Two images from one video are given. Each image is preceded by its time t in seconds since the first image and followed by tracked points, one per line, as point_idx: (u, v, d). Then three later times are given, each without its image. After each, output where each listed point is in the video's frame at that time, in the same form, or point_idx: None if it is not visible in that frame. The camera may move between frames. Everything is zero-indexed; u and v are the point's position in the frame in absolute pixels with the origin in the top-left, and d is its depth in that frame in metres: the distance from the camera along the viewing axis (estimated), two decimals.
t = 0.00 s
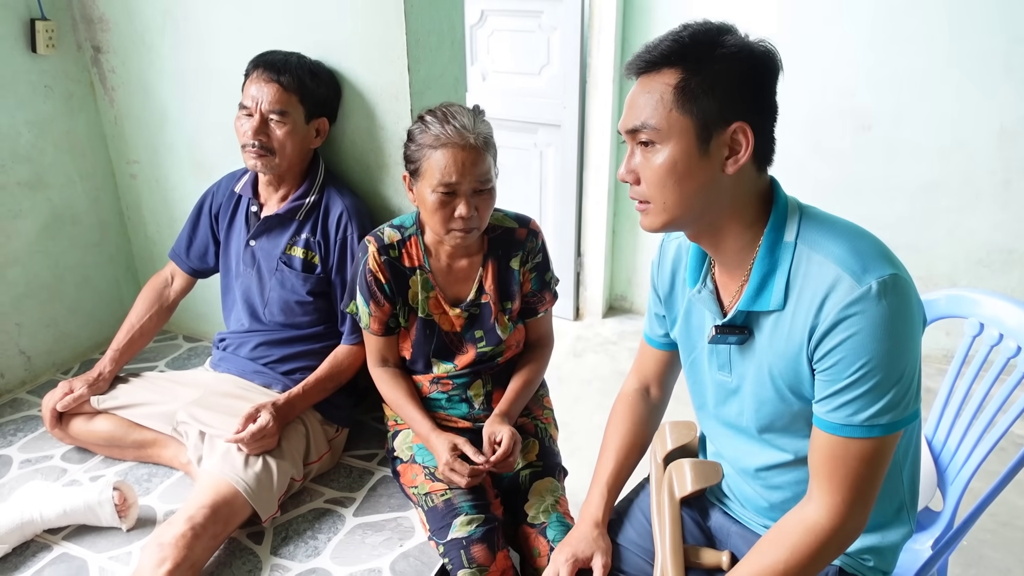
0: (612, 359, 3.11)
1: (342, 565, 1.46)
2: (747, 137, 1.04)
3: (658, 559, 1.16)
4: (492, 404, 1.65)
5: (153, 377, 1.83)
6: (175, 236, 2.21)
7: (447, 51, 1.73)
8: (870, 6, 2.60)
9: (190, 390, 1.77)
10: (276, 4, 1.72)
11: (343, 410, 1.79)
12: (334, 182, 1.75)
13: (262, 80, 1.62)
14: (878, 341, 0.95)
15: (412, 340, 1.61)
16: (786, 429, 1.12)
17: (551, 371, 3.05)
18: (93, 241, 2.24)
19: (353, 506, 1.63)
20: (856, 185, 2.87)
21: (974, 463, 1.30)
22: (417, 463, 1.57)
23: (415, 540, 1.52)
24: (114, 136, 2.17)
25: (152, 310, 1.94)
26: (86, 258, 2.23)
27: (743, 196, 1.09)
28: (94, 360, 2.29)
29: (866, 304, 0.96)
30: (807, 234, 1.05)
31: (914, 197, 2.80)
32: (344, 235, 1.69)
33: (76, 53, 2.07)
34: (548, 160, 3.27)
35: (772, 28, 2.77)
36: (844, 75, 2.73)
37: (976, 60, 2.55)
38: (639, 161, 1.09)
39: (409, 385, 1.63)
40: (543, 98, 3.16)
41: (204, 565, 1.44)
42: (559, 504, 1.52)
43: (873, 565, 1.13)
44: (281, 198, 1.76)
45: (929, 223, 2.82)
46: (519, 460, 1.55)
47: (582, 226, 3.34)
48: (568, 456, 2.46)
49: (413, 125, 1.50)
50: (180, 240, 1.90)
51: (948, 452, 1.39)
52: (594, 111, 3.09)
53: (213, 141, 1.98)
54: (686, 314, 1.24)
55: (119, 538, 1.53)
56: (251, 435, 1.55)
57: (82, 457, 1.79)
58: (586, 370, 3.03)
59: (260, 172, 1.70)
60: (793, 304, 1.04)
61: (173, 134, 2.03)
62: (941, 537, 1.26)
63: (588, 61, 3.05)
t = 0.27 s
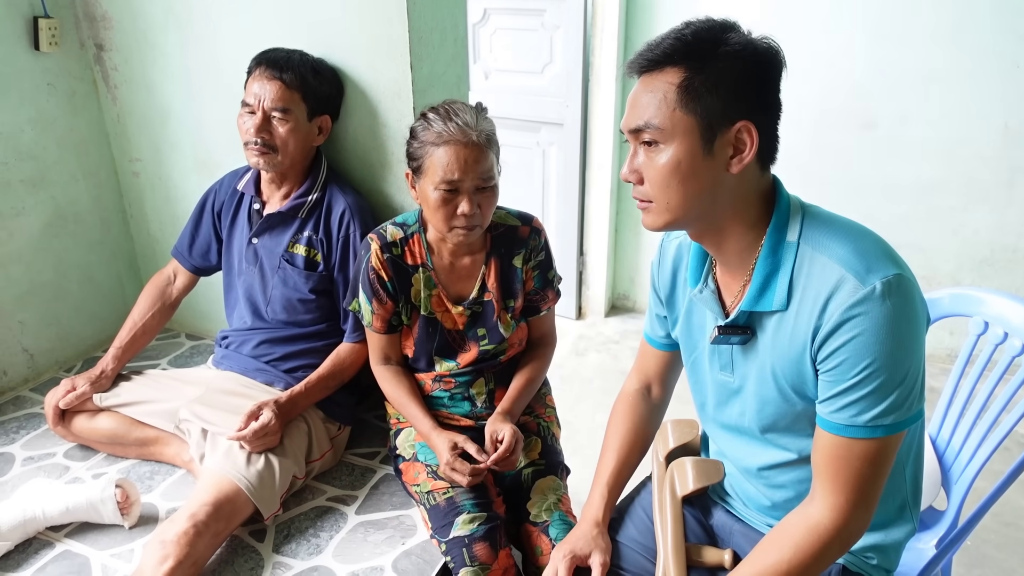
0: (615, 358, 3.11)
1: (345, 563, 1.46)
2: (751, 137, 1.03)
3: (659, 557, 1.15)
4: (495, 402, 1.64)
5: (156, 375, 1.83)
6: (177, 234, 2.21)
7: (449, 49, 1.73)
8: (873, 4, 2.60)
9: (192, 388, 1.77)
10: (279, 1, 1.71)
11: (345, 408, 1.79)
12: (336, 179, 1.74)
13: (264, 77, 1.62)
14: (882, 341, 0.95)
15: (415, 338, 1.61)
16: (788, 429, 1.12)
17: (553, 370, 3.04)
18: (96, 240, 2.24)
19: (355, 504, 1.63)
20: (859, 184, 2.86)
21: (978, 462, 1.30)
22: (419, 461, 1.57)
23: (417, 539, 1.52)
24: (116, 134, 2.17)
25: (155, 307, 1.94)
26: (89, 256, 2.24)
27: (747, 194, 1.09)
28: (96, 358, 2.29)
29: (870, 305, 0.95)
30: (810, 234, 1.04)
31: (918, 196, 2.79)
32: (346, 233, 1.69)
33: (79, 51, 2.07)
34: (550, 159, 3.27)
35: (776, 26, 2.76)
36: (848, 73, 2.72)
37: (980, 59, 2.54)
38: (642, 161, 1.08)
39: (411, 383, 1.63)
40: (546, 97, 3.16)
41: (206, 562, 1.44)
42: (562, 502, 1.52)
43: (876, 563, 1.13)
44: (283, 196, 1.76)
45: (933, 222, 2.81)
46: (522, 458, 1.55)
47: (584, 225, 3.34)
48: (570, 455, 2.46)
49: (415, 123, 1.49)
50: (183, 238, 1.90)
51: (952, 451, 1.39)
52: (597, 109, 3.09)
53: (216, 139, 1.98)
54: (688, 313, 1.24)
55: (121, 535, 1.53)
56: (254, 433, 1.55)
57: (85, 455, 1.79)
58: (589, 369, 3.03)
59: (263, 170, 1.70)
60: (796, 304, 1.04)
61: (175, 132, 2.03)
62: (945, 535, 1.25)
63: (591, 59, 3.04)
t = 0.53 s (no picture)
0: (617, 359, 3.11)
1: (348, 563, 1.46)
2: (749, 136, 1.03)
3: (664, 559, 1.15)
4: (498, 403, 1.65)
5: (159, 375, 1.84)
6: (181, 235, 2.21)
7: (452, 51, 1.73)
8: (876, 6, 2.60)
9: (196, 388, 1.78)
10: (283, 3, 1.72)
11: (348, 409, 1.79)
12: (339, 180, 1.75)
13: (268, 79, 1.63)
14: (884, 344, 0.95)
15: (417, 339, 1.61)
16: (791, 431, 1.12)
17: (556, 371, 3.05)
18: (100, 240, 2.24)
19: (358, 504, 1.63)
20: (862, 185, 2.86)
21: (981, 464, 1.30)
22: (422, 462, 1.57)
23: (420, 539, 1.52)
24: (120, 135, 2.18)
25: (158, 308, 1.94)
26: (93, 257, 2.24)
27: (749, 194, 1.09)
28: (100, 359, 2.30)
29: (870, 307, 0.96)
30: (812, 236, 1.05)
31: (921, 198, 2.79)
32: (350, 234, 1.69)
33: (83, 52, 2.08)
34: (553, 160, 3.27)
35: (779, 28, 2.76)
36: (851, 75, 2.72)
37: (983, 60, 2.54)
38: (642, 163, 1.09)
39: (414, 384, 1.63)
40: (549, 98, 3.16)
41: (210, 562, 1.44)
42: (564, 503, 1.52)
43: (879, 566, 1.13)
44: (286, 197, 1.76)
45: (936, 224, 2.81)
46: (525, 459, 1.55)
47: (587, 227, 3.34)
48: (572, 456, 2.46)
49: (417, 124, 1.50)
50: (186, 239, 1.91)
51: (955, 452, 1.39)
52: (599, 111, 3.09)
53: (219, 140, 1.98)
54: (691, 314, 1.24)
55: (124, 535, 1.53)
56: (257, 434, 1.55)
57: (88, 455, 1.79)
58: (591, 370, 3.02)
59: (267, 171, 1.70)
60: (798, 306, 1.04)
61: (179, 133, 2.04)
62: (947, 537, 1.26)
63: (594, 61, 3.04)
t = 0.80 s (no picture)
0: (618, 358, 3.11)
1: (349, 562, 1.46)
2: (769, 129, 1.03)
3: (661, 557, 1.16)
4: (498, 402, 1.65)
5: (161, 374, 1.84)
6: (182, 234, 2.22)
7: (454, 50, 1.73)
8: (877, 6, 2.60)
9: (197, 387, 1.78)
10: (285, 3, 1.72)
11: (349, 408, 1.80)
12: (341, 180, 1.75)
13: (270, 78, 1.63)
14: (891, 344, 0.95)
15: (418, 338, 1.62)
16: (789, 429, 1.12)
17: (557, 370, 3.05)
18: (102, 239, 2.25)
19: (359, 503, 1.64)
20: (863, 185, 2.85)
21: (981, 464, 1.30)
22: (423, 461, 1.58)
23: (420, 538, 1.52)
24: (123, 135, 2.18)
25: (160, 307, 1.95)
26: (95, 256, 2.25)
27: (762, 188, 1.09)
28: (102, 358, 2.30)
29: (879, 307, 0.96)
30: (822, 234, 1.05)
31: (922, 198, 2.79)
32: (351, 233, 1.69)
33: (85, 52, 2.08)
34: (554, 160, 3.27)
35: (780, 28, 2.76)
36: (853, 74, 2.72)
37: (985, 60, 2.54)
38: (659, 147, 1.09)
39: (415, 383, 1.63)
40: (550, 97, 3.16)
41: (211, 561, 1.45)
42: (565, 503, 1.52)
43: (875, 567, 1.13)
44: (289, 196, 1.76)
45: (937, 224, 2.81)
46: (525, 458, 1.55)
47: (588, 226, 3.34)
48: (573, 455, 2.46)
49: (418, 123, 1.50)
50: (188, 238, 1.91)
51: (955, 452, 1.39)
52: (601, 110, 3.09)
53: (221, 139, 1.99)
54: (695, 307, 1.24)
55: (126, 533, 1.54)
56: (258, 432, 1.55)
57: (90, 453, 1.80)
58: (592, 370, 3.03)
59: (269, 170, 1.71)
60: (805, 303, 1.04)
61: (181, 132, 2.04)
62: (947, 537, 1.26)
63: (595, 60, 3.04)
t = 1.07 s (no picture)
0: (619, 358, 3.11)
1: (350, 561, 1.47)
2: (765, 130, 1.03)
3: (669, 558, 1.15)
4: (500, 402, 1.65)
5: (163, 373, 1.84)
6: (184, 233, 2.22)
7: (455, 50, 1.74)
8: (879, 5, 2.59)
9: (199, 386, 1.79)
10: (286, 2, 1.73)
11: (350, 407, 1.80)
12: (342, 179, 1.75)
13: (272, 78, 1.63)
14: (893, 339, 0.95)
15: (420, 337, 1.62)
16: (791, 428, 1.12)
17: (558, 370, 3.05)
18: (104, 239, 2.25)
19: (360, 503, 1.64)
20: (865, 185, 2.85)
21: (982, 464, 1.30)
22: (424, 461, 1.58)
23: (421, 537, 1.53)
24: (125, 134, 2.19)
25: (162, 306, 1.95)
26: (97, 255, 2.25)
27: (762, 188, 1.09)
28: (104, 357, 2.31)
29: (880, 302, 0.95)
30: (826, 231, 1.05)
31: (924, 198, 2.79)
32: (352, 233, 1.70)
33: (88, 51, 2.08)
34: (556, 160, 3.27)
35: (782, 27, 2.75)
36: (855, 74, 2.71)
37: (987, 61, 2.54)
38: (657, 150, 1.10)
39: (417, 382, 1.64)
40: (551, 97, 3.16)
41: (212, 559, 1.45)
42: (566, 503, 1.52)
43: (879, 570, 1.13)
44: (290, 196, 1.77)
45: (939, 224, 2.80)
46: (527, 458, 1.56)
47: (589, 226, 3.34)
48: (574, 455, 2.46)
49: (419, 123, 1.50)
50: (190, 237, 1.91)
51: (956, 453, 1.39)
52: (602, 110, 3.09)
53: (223, 139, 1.99)
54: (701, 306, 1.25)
55: (128, 532, 1.54)
56: (259, 431, 1.56)
57: (92, 452, 1.80)
58: (593, 369, 3.03)
59: (270, 170, 1.71)
60: (808, 299, 1.04)
61: (183, 132, 2.05)
62: (948, 537, 1.26)
63: (596, 60, 3.04)
